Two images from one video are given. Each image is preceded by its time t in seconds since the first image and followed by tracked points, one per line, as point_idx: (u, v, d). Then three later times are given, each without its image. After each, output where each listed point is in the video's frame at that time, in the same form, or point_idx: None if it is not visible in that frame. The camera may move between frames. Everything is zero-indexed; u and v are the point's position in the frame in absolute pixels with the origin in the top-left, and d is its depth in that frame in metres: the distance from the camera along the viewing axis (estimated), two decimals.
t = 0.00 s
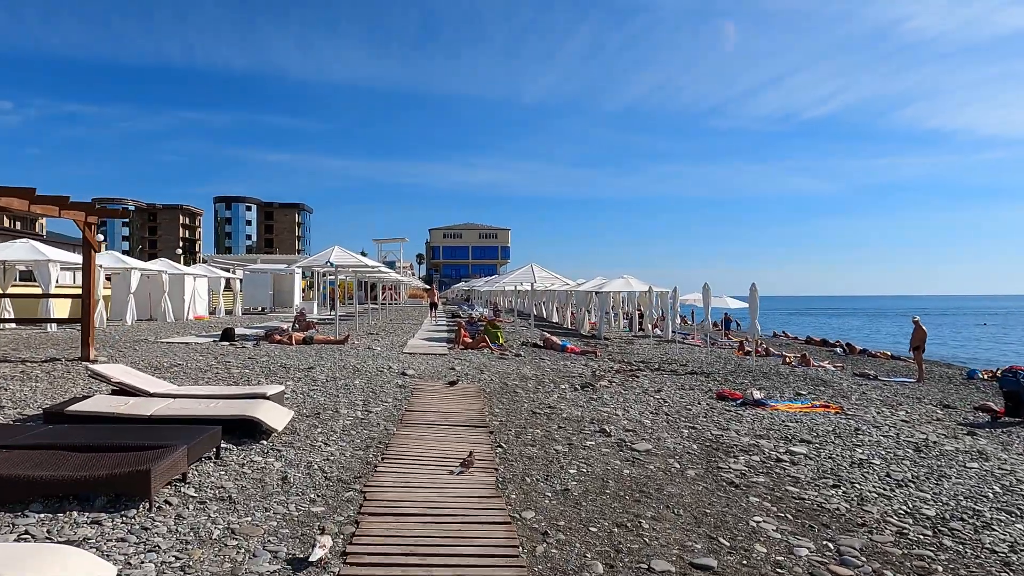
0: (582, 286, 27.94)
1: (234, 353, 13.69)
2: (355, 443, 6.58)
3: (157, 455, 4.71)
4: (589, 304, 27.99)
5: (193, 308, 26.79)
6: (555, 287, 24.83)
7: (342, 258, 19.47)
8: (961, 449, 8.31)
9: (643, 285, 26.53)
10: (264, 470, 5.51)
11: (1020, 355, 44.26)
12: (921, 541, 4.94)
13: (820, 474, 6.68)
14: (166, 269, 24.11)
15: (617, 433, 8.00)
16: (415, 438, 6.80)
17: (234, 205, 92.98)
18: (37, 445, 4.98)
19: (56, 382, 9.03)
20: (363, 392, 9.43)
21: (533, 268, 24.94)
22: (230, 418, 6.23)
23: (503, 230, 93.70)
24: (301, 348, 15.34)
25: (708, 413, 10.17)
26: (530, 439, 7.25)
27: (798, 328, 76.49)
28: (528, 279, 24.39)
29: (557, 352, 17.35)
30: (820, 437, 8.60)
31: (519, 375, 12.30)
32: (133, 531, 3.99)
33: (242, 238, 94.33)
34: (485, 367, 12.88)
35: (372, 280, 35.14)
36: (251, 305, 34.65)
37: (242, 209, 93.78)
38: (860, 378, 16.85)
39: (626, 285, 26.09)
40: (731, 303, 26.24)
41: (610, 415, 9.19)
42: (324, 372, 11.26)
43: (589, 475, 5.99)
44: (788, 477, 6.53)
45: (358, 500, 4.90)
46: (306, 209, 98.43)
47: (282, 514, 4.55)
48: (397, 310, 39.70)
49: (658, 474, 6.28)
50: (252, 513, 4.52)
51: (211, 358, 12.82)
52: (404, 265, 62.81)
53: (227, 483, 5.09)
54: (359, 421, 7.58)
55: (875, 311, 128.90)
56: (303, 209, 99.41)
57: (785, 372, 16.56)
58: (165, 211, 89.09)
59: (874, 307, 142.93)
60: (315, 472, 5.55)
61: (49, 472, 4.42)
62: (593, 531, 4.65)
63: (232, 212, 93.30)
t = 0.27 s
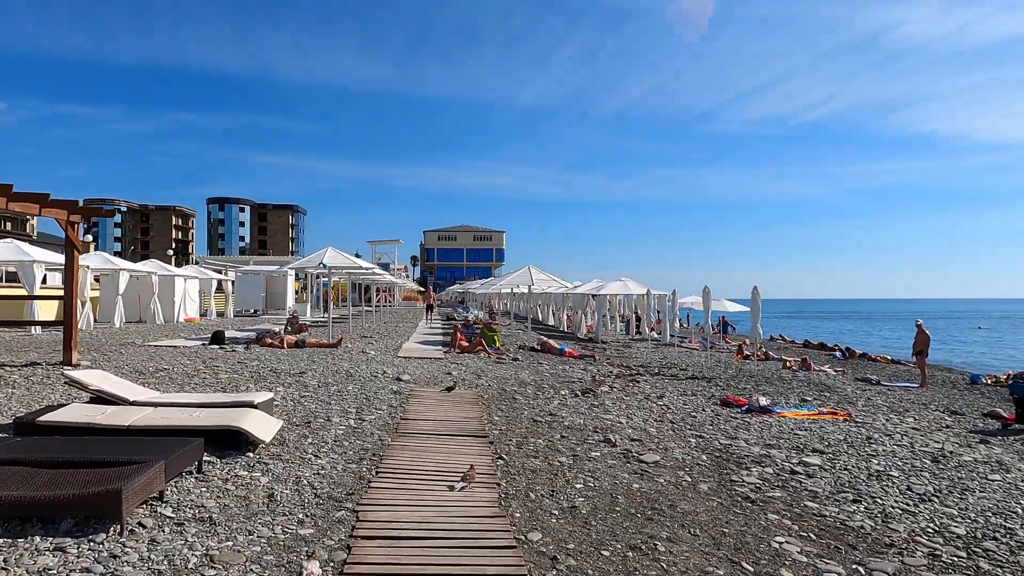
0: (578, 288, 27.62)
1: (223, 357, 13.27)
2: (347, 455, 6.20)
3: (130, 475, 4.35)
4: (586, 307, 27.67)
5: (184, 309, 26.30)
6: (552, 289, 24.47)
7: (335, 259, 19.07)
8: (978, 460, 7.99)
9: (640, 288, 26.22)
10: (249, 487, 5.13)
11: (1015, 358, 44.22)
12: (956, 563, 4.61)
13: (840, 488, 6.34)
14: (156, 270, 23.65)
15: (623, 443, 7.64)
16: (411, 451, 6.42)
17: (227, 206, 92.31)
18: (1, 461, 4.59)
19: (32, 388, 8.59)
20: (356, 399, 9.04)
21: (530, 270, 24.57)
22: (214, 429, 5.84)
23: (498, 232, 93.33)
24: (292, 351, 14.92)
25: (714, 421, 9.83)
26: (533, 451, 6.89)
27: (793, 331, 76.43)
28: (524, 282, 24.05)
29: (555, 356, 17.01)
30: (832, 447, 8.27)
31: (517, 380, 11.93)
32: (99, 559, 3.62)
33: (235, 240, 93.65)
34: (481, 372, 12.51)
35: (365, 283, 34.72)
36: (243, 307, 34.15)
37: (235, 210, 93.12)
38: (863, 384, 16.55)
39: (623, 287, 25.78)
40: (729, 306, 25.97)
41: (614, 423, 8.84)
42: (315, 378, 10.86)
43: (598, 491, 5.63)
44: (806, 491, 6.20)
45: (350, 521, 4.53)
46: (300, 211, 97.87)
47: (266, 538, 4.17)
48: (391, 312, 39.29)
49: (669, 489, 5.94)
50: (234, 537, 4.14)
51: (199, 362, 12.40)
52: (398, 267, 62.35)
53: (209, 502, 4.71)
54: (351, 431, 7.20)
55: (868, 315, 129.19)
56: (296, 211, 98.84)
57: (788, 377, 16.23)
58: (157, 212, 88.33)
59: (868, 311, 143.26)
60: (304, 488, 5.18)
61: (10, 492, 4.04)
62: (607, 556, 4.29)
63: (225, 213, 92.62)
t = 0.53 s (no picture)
0: (569, 290, 27.27)
1: (203, 361, 12.79)
2: (328, 470, 5.78)
3: (82, 497, 3.92)
4: (577, 309, 27.32)
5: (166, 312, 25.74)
6: (543, 291, 24.11)
7: (321, 260, 18.59)
8: (989, 468, 7.70)
9: (632, 289, 25.92)
10: (219, 509, 4.70)
11: (1003, 359, 44.38)
12: None
13: (852, 502, 6.00)
14: (138, 271, 23.07)
15: (621, 453, 7.26)
16: (396, 466, 6.01)
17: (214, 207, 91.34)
18: None
19: None
20: (340, 407, 8.61)
21: (521, 271, 24.19)
22: (182, 442, 5.40)
23: (487, 233, 92.93)
24: (276, 355, 14.44)
25: (713, 428, 9.48)
26: (526, 464, 6.50)
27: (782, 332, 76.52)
28: (515, 283, 23.67)
29: (546, 359, 16.64)
30: (838, 456, 7.95)
31: (509, 385, 11.53)
32: None
33: (222, 241, 92.70)
34: (471, 377, 12.11)
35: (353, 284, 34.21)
36: (228, 309, 33.55)
37: (222, 210, 92.17)
38: (858, 387, 16.30)
39: (615, 289, 25.46)
40: (722, 308, 25.71)
41: (610, 431, 8.47)
42: (298, 383, 10.41)
43: (597, 508, 5.26)
44: (816, 506, 5.86)
45: (328, 548, 4.13)
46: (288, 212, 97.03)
47: (234, 569, 3.76)
48: (379, 315, 38.78)
49: (672, 505, 5.57)
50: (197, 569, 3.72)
51: (178, 367, 11.92)
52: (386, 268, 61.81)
53: (173, 527, 4.30)
54: (333, 442, 6.77)
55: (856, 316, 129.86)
56: (285, 212, 97.97)
57: (783, 381, 15.94)
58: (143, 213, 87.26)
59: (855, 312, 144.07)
60: (279, 509, 4.77)
61: None
62: None
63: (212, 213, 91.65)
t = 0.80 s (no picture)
0: (559, 292, 26.89)
1: (180, 366, 12.27)
2: (302, 487, 5.33)
3: (17, 526, 3.47)
4: (567, 311, 26.94)
5: (147, 315, 25.10)
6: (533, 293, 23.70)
7: (305, 262, 18.08)
8: (1000, 477, 7.37)
9: (623, 291, 25.57)
10: (177, 534, 4.25)
11: (991, 360, 44.46)
12: None
13: (864, 518, 5.63)
14: (117, 272, 22.44)
15: (617, 465, 6.86)
16: (377, 481, 5.57)
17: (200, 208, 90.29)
18: None
19: None
20: (320, 415, 8.15)
21: (511, 273, 23.77)
22: (140, 457, 4.94)
23: (476, 235, 92.46)
24: (256, 360, 13.92)
25: (711, 435, 9.10)
26: (516, 477, 6.09)
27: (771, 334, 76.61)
28: (504, 285, 23.25)
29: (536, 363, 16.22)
30: (843, 465, 7.59)
31: (498, 391, 11.11)
32: None
33: (208, 242, 91.64)
34: (459, 382, 11.67)
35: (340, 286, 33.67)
36: (212, 311, 32.89)
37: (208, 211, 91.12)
38: (854, 390, 16.02)
39: (606, 291, 25.11)
40: (714, 310, 25.41)
41: (604, 440, 8.07)
42: (277, 390, 9.93)
43: (594, 527, 4.86)
44: (827, 522, 5.49)
45: None
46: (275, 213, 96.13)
47: None
48: (367, 317, 38.22)
49: (674, 523, 5.18)
50: None
51: (152, 372, 11.40)
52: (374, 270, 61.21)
53: (123, 557, 3.85)
54: (310, 455, 6.32)
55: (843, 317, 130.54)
56: (272, 213, 97.05)
57: (778, 384, 15.62)
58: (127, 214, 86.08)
59: (843, 314, 144.86)
60: (244, 533, 4.33)
61: None
62: None
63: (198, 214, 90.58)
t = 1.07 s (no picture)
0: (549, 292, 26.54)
1: (156, 370, 11.76)
2: (279, 504, 4.91)
3: None
4: (557, 312, 26.61)
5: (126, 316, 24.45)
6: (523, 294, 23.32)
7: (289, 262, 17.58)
8: (1014, 484, 7.08)
9: (613, 292, 25.29)
10: (135, 561, 3.82)
11: (978, 360, 44.63)
12: None
13: (881, 532, 5.31)
14: (95, 273, 21.80)
15: (617, 474, 6.49)
16: (361, 496, 5.16)
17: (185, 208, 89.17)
18: None
19: None
20: (301, 422, 7.72)
21: (500, 273, 23.38)
22: (98, 472, 4.50)
23: (464, 236, 91.97)
24: (238, 363, 13.44)
25: (711, 441, 8.76)
26: (510, 489, 5.71)
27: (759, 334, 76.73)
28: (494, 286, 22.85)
29: (527, 366, 15.86)
30: (850, 472, 7.28)
31: (488, 395, 10.72)
32: None
33: (193, 243, 90.52)
34: (448, 386, 11.27)
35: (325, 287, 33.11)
36: (195, 313, 32.22)
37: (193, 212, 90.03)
38: (849, 392, 15.78)
39: (596, 291, 24.79)
40: (705, 311, 25.17)
41: (601, 447, 7.71)
42: (257, 395, 9.47)
43: (596, 546, 4.51)
44: (843, 536, 5.16)
45: None
46: (261, 213, 95.16)
47: None
48: (353, 319, 37.68)
49: (681, 540, 4.81)
50: None
51: (126, 376, 10.90)
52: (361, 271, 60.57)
53: None
54: (289, 466, 5.90)
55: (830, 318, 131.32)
56: (258, 214, 96.00)
57: (773, 386, 15.35)
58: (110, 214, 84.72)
59: (829, 314, 145.76)
60: (212, 559, 3.91)
61: None
62: None
63: (183, 215, 89.46)
